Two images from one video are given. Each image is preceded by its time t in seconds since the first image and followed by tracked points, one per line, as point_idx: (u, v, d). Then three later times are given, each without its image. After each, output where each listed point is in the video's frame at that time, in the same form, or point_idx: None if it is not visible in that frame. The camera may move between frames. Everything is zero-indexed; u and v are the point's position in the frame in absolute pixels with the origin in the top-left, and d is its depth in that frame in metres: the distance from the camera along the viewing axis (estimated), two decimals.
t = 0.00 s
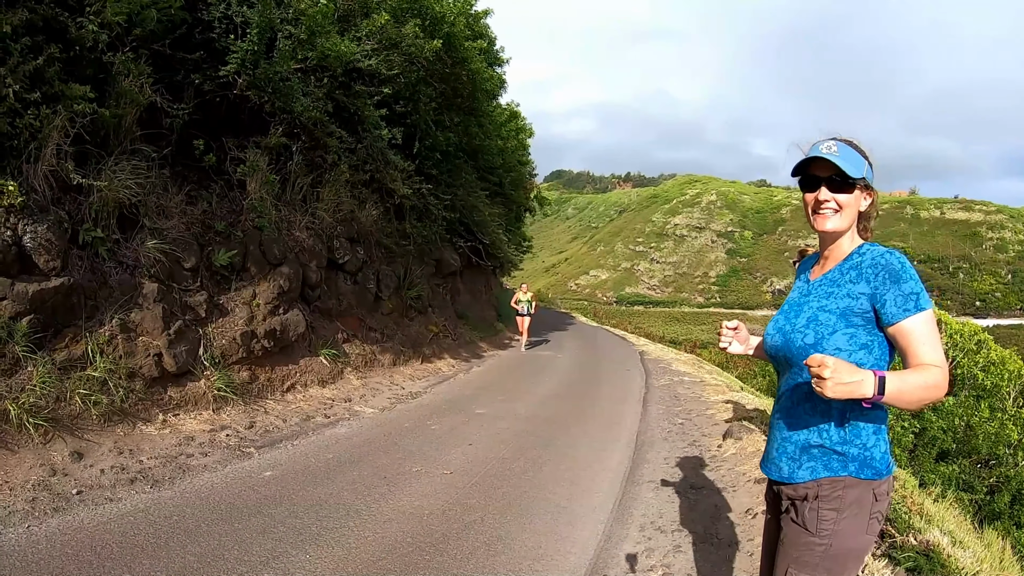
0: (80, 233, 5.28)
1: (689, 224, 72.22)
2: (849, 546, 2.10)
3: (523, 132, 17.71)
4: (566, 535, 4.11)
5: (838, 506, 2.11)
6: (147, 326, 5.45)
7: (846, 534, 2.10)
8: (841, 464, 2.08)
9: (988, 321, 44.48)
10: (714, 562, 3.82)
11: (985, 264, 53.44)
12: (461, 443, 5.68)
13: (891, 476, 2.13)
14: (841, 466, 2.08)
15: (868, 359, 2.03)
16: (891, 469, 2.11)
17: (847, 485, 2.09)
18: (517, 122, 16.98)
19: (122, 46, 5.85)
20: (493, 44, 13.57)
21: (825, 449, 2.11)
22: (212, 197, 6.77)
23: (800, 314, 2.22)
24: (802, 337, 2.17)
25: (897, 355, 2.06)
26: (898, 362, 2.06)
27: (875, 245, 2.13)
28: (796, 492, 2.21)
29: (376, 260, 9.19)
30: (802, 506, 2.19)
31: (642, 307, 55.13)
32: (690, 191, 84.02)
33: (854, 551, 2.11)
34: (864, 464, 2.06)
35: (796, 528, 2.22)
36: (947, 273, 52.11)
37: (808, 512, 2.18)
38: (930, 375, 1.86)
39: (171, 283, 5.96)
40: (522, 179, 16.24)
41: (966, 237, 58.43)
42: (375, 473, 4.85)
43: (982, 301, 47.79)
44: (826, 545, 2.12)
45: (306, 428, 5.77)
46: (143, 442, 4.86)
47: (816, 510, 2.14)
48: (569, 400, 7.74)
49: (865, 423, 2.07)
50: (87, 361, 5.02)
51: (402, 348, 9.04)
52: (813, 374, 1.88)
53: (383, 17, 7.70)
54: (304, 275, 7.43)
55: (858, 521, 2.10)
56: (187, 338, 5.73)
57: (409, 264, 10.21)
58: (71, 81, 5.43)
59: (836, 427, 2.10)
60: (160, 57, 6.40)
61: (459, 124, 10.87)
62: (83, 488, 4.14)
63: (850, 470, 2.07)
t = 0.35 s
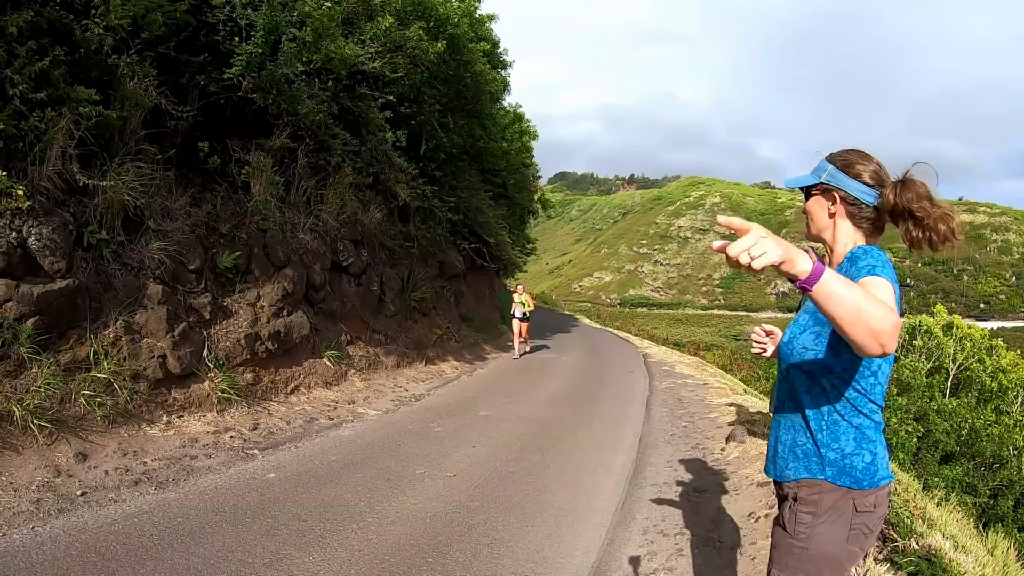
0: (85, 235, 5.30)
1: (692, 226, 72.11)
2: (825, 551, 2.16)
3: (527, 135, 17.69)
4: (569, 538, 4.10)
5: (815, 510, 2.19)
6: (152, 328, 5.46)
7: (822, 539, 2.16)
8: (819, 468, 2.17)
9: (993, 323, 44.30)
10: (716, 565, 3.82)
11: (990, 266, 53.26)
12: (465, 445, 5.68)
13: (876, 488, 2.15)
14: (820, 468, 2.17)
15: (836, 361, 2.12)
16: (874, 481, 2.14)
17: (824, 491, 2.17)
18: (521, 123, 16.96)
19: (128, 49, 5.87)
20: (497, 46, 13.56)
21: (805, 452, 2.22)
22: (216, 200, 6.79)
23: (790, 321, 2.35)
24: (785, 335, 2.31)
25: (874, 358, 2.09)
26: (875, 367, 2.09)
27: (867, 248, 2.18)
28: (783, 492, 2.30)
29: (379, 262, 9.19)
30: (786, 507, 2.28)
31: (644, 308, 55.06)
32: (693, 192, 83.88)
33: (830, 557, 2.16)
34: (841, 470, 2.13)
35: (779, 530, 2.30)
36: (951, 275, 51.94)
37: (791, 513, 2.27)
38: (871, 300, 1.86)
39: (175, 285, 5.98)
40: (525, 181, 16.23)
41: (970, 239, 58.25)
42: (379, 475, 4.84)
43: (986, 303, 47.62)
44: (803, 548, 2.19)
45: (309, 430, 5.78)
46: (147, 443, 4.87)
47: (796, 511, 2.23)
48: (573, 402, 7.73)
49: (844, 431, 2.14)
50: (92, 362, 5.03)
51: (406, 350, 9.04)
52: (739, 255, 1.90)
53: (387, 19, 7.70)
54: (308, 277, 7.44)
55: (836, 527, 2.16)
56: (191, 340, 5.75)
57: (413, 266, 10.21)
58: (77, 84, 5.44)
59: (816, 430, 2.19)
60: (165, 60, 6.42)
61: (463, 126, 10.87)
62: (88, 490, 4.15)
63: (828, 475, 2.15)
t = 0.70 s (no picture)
0: (92, 237, 5.33)
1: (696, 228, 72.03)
2: (818, 552, 2.19)
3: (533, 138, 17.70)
4: (574, 540, 4.11)
5: (810, 510, 2.23)
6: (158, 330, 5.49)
7: (814, 539, 2.20)
8: (817, 455, 2.22)
9: (998, 326, 44.10)
10: (721, 568, 3.81)
11: (995, 268, 53.03)
12: (470, 448, 5.68)
13: (873, 491, 2.14)
14: (819, 457, 2.21)
15: (838, 344, 2.15)
16: (870, 481, 2.14)
17: (818, 492, 2.21)
18: (526, 126, 16.96)
19: (135, 51, 5.90)
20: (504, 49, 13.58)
21: (804, 443, 2.26)
22: (222, 202, 6.81)
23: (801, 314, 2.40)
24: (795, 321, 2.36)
25: (877, 347, 2.12)
26: (878, 357, 2.12)
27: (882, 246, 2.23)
28: (785, 490, 2.36)
29: (385, 264, 9.21)
30: (786, 506, 2.34)
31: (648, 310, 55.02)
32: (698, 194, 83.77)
33: (824, 558, 2.19)
34: (838, 462, 2.16)
35: (780, 529, 2.36)
36: (957, 277, 51.74)
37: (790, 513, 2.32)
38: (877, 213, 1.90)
39: (181, 286, 6.01)
40: (531, 183, 16.23)
41: (975, 241, 58.03)
42: (385, 477, 4.85)
43: (992, 305, 47.38)
44: (798, 546, 2.24)
45: (315, 432, 5.79)
46: (154, 445, 4.89)
47: (792, 511, 2.29)
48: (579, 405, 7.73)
49: (843, 422, 2.17)
50: (98, 364, 5.06)
51: (412, 352, 9.05)
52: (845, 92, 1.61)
53: (394, 23, 7.72)
54: (314, 279, 7.45)
55: (830, 530, 2.19)
56: (197, 342, 5.77)
57: (419, 268, 10.22)
58: (84, 86, 5.47)
59: (816, 421, 2.24)
60: (172, 62, 6.45)
61: (469, 128, 10.88)
62: (94, 490, 4.18)
63: (824, 465, 2.19)
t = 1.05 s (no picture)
0: (106, 235, 5.38)
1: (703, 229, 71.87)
2: (842, 551, 2.21)
3: (542, 139, 17.69)
4: (584, 541, 4.14)
5: (835, 509, 2.25)
6: (171, 328, 5.54)
7: (838, 538, 2.22)
8: (841, 457, 2.23)
9: (1007, 329, 43.82)
10: (732, 569, 3.83)
11: (1005, 272, 52.69)
12: (480, 448, 5.70)
13: (896, 491, 2.17)
14: (843, 459, 2.22)
15: (866, 348, 2.16)
16: (893, 481, 2.17)
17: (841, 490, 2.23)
18: (537, 127, 16.97)
19: (150, 52, 5.93)
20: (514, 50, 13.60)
21: (829, 445, 2.27)
22: (235, 202, 6.85)
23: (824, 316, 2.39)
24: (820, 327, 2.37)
25: (904, 351, 2.15)
26: (905, 360, 2.15)
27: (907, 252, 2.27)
28: (807, 489, 2.37)
29: (397, 265, 9.24)
30: (808, 506, 2.35)
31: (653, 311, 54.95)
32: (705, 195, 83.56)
33: (847, 557, 2.20)
34: (864, 462, 2.18)
35: (801, 529, 2.37)
36: (965, 280, 51.44)
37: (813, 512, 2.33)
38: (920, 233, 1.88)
39: (194, 286, 6.05)
40: (541, 185, 16.24)
41: (985, 244, 57.68)
42: (396, 476, 4.88)
43: (1001, 309, 47.09)
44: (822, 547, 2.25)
45: (326, 431, 5.83)
46: (166, 442, 4.93)
47: (815, 510, 2.30)
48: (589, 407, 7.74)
49: (869, 424, 2.18)
50: (112, 361, 5.10)
51: (422, 352, 9.07)
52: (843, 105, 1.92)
53: (406, 24, 7.75)
54: (326, 279, 7.49)
55: (854, 529, 2.21)
56: (210, 341, 5.82)
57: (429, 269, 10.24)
58: (99, 86, 5.51)
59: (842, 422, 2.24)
60: (185, 63, 6.49)
61: (480, 130, 10.90)
62: (108, 487, 4.24)
63: (849, 466, 2.20)
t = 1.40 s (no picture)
0: (128, 231, 5.44)
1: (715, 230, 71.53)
2: (860, 548, 2.26)
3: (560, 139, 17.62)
4: (601, 538, 4.17)
5: (853, 506, 2.28)
6: (192, 323, 5.60)
7: (855, 534, 2.26)
8: (857, 460, 2.27)
9: None
10: (749, 569, 3.83)
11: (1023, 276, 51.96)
12: (499, 446, 5.72)
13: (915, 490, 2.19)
14: (860, 461, 2.26)
15: (884, 358, 2.19)
16: (912, 480, 2.19)
17: (862, 489, 2.25)
18: (555, 127, 16.97)
19: (172, 50, 5.98)
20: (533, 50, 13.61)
21: (846, 447, 2.31)
22: (256, 199, 6.91)
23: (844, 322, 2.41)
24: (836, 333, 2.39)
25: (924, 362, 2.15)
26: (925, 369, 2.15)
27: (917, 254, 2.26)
28: (828, 487, 2.42)
29: (415, 264, 9.27)
30: (827, 502, 2.40)
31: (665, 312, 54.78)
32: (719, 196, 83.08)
33: (866, 553, 2.25)
34: (880, 463, 2.21)
35: (821, 525, 2.42)
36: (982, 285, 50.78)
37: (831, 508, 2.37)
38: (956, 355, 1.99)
39: (216, 282, 6.10)
40: (559, 185, 16.22)
41: (1002, 248, 56.92)
42: (414, 472, 4.92)
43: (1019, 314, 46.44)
44: (840, 542, 2.30)
45: (344, 427, 5.87)
46: (186, 436, 4.99)
47: (834, 507, 2.34)
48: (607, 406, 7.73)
49: (884, 426, 2.21)
50: (133, 355, 5.16)
51: (440, 351, 9.10)
52: (930, 564, 1.97)
53: (426, 24, 7.74)
54: (345, 277, 7.54)
55: (872, 526, 2.24)
56: (230, 337, 5.87)
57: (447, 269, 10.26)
58: (122, 84, 5.57)
59: (859, 425, 2.28)
60: (207, 62, 6.55)
61: (499, 129, 10.93)
62: (127, 479, 4.33)
63: (866, 468, 2.24)
